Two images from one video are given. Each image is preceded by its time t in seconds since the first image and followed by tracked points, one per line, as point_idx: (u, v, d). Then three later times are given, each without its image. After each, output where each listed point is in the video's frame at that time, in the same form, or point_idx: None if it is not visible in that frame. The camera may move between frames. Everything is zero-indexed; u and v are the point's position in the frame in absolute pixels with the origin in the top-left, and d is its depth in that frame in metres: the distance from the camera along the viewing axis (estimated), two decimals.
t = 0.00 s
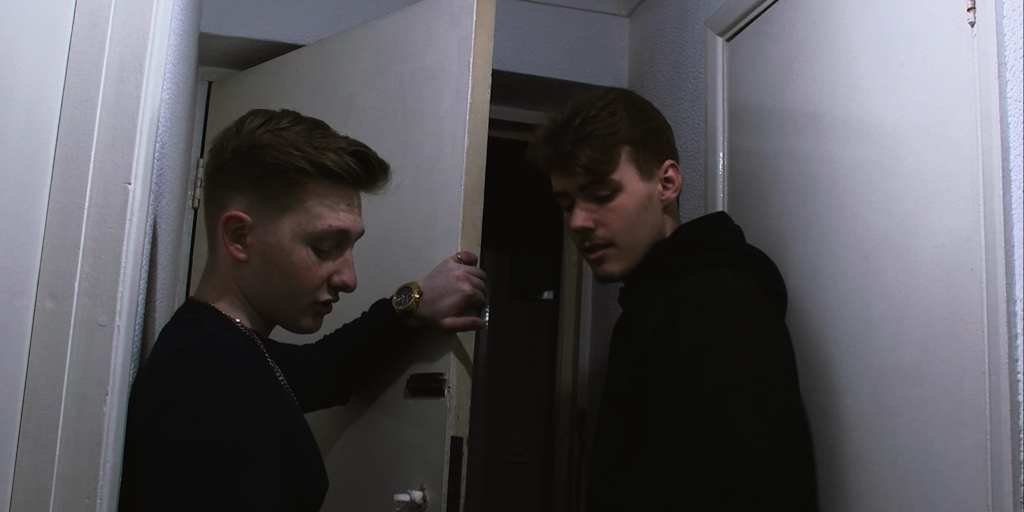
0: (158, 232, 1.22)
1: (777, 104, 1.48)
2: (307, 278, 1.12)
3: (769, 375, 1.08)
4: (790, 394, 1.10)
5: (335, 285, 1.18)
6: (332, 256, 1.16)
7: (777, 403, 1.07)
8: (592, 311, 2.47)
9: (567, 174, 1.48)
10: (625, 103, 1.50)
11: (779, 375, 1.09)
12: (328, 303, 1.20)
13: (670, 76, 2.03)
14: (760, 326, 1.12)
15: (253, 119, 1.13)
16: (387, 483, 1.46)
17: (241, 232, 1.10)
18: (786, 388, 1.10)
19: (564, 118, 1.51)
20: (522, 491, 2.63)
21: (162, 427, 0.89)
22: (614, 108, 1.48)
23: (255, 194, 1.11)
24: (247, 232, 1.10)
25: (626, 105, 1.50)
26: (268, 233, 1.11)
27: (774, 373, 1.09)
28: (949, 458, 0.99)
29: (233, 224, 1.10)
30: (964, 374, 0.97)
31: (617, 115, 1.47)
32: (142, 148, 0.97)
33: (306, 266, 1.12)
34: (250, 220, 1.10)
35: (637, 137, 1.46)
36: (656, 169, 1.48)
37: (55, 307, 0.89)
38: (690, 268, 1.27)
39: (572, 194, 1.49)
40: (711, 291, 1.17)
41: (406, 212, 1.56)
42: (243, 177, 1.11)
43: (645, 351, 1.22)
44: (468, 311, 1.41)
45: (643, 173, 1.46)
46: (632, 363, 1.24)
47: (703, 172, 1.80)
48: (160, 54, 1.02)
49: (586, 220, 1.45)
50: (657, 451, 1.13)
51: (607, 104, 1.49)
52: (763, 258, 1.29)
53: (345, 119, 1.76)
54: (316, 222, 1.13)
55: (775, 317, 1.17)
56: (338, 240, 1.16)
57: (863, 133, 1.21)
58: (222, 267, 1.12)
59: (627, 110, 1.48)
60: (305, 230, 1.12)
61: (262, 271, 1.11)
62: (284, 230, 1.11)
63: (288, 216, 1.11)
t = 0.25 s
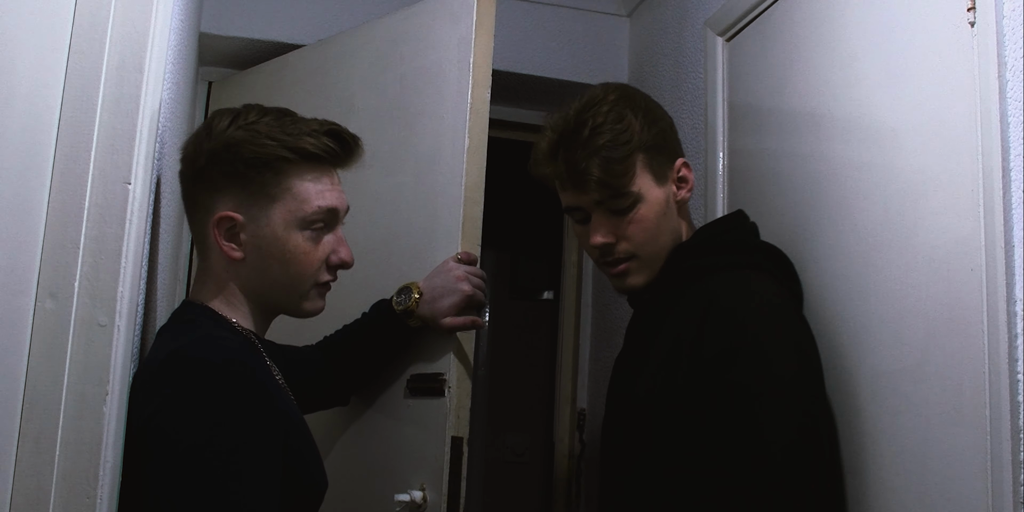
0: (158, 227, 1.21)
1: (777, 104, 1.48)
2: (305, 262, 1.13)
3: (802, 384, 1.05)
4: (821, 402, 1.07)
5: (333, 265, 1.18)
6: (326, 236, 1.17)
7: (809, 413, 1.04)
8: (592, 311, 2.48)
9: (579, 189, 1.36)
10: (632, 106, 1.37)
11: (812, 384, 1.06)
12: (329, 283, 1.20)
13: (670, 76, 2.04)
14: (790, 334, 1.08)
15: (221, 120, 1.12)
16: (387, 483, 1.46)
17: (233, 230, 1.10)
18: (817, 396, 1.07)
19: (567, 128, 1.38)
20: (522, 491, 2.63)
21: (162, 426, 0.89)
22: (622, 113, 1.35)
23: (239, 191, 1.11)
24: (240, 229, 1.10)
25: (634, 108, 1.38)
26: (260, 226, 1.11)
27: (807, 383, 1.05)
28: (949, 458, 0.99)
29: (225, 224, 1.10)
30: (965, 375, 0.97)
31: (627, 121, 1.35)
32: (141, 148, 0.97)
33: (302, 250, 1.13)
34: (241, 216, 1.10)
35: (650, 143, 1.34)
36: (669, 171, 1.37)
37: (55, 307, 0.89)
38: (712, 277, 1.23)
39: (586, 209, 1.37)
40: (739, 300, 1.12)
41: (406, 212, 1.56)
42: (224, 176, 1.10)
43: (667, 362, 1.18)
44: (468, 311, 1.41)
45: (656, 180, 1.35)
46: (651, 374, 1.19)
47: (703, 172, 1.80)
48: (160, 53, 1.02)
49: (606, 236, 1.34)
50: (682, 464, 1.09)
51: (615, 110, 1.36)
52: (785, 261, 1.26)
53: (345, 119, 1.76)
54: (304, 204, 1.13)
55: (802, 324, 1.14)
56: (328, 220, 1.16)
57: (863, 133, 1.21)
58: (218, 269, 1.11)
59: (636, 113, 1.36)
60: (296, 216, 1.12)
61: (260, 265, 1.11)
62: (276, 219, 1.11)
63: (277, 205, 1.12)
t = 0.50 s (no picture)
0: (158, 225, 1.21)
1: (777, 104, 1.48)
2: (303, 248, 1.13)
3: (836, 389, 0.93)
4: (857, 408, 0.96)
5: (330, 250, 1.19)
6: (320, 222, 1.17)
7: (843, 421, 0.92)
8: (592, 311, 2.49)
9: (588, 175, 1.20)
10: (651, 84, 1.20)
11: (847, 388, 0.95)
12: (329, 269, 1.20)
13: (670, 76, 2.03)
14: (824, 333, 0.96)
15: (200, 120, 1.12)
16: (387, 483, 1.46)
17: (228, 228, 1.11)
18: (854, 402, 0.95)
19: (578, 109, 1.23)
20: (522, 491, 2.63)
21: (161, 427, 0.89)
22: (639, 92, 1.19)
23: (227, 186, 1.11)
24: (235, 226, 1.11)
25: (653, 86, 1.20)
26: (253, 220, 1.11)
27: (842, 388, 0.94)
28: (950, 458, 0.99)
29: (219, 222, 1.10)
30: (966, 374, 0.97)
31: (644, 101, 1.18)
32: (141, 148, 0.97)
33: (298, 238, 1.13)
34: (234, 213, 1.11)
35: (668, 126, 1.17)
36: (689, 155, 1.19)
37: (56, 306, 0.90)
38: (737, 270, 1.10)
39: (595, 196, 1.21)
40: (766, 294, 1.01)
41: (406, 212, 1.56)
42: (210, 173, 1.11)
43: (687, 363, 1.07)
44: (468, 310, 1.41)
45: (675, 165, 1.18)
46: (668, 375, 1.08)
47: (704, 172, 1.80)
48: (160, 53, 1.02)
49: (616, 227, 1.18)
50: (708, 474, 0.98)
51: (632, 89, 1.19)
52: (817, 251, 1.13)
53: (345, 119, 1.76)
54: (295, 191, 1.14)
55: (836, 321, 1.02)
56: (320, 206, 1.17)
57: (863, 133, 1.21)
58: (216, 269, 1.11)
59: (653, 92, 1.19)
60: (288, 204, 1.13)
61: (258, 259, 1.11)
62: (268, 211, 1.12)
63: (268, 196, 1.12)
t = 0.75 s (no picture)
0: (158, 225, 1.20)
1: (777, 103, 1.48)
2: (299, 244, 1.13)
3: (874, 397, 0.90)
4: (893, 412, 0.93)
5: (327, 245, 1.18)
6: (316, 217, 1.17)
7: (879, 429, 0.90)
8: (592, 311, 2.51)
9: (612, 144, 1.14)
10: (690, 55, 1.12)
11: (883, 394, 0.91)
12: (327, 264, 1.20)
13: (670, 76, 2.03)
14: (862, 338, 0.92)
15: (190, 120, 1.12)
16: (387, 483, 1.46)
17: (223, 227, 1.10)
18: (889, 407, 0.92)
19: (611, 75, 1.15)
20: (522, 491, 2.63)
21: (161, 428, 0.89)
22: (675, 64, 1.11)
23: (220, 185, 1.11)
24: (229, 224, 1.10)
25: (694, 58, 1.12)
26: (247, 218, 1.11)
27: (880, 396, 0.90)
28: (950, 458, 0.99)
29: (213, 222, 1.10)
30: (966, 374, 0.97)
31: (679, 73, 1.10)
32: (141, 148, 0.97)
33: (293, 233, 1.13)
34: (228, 213, 1.11)
35: (700, 102, 1.10)
36: (720, 135, 1.11)
37: (55, 307, 0.89)
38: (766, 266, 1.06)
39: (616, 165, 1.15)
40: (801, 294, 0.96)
41: (406, 212, 1.56)
42: (202, 172, 1.10)
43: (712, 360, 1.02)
44: (467, 310, 1.41)
45: (704, 144, 1.10)
46: (693, 374, 1.04)
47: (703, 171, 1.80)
48: (160, 53, 1.01)
49: (630, 200, 1.13)
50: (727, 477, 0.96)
51: (668, 58, 1.11)
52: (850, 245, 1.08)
53: (344, 119, 1.76)
54: (289, 187, 1.13)
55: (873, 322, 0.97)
56: (314, 202, 1.16)
57: (863, 134, 1.21)
58: (213, 269, 1.11)
59: (691, 64, 1.11)
60: (282, 200, 1.12)
61: (254, 257, 1.11)
62: (262, 208, 1.11)
63: (261, 193, 1.12)
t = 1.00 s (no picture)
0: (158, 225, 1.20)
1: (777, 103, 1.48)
2: (296, 241, 1.12)
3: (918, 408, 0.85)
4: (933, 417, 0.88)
5: (325, 243, 1.17)
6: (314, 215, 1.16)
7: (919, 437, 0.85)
8: (592, 311, 2.52)
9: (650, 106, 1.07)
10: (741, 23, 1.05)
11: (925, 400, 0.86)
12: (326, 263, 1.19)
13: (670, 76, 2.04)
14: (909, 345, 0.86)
15: (185, 120, 1.12)
16: (387, 483, 1.46)
17: (220, 226, 1.10)
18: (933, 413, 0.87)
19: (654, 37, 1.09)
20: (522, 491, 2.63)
21: (161, 427, 0.89)
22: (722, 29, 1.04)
23: (215, 184, 1.11)
24: (226, 223, 1.10)
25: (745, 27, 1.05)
26: (244, 216, 1.11)
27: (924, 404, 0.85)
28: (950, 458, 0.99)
29: (210, 221, 1.10)
30: (966, 374, 0.97)
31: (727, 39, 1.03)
32: (141, 148, 0.97)
33: (291, 231, 1.12)
34: (225, 212, 1.11)
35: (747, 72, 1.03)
36: (763, 114, 1.04)
37: (55, 306, 0.90)
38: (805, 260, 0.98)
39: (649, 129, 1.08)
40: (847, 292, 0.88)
41: (406, 212, 1.56)
42: (198, 172, 1.10)
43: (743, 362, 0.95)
44: (468, 311, 1.41)
45: (745, 119, 1.03)
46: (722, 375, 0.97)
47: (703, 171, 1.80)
48: (160, 53, 1.01)
49: (656, 167, 1.06)
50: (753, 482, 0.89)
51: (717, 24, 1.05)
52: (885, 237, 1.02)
53: (345, 119, 1.76)
54: (285, 184, 1.13)
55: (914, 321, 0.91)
56: (311, 199, 1.16)
57: (864, 133, 1.21)
58: (211, 269, 1.11)
59: (741, 32, 1.04)
60: (279, 198, 1.12)
61: (251, 255, 1.11)
62: (259, 206, 1.11)
63: (257, 192, 1.12)
